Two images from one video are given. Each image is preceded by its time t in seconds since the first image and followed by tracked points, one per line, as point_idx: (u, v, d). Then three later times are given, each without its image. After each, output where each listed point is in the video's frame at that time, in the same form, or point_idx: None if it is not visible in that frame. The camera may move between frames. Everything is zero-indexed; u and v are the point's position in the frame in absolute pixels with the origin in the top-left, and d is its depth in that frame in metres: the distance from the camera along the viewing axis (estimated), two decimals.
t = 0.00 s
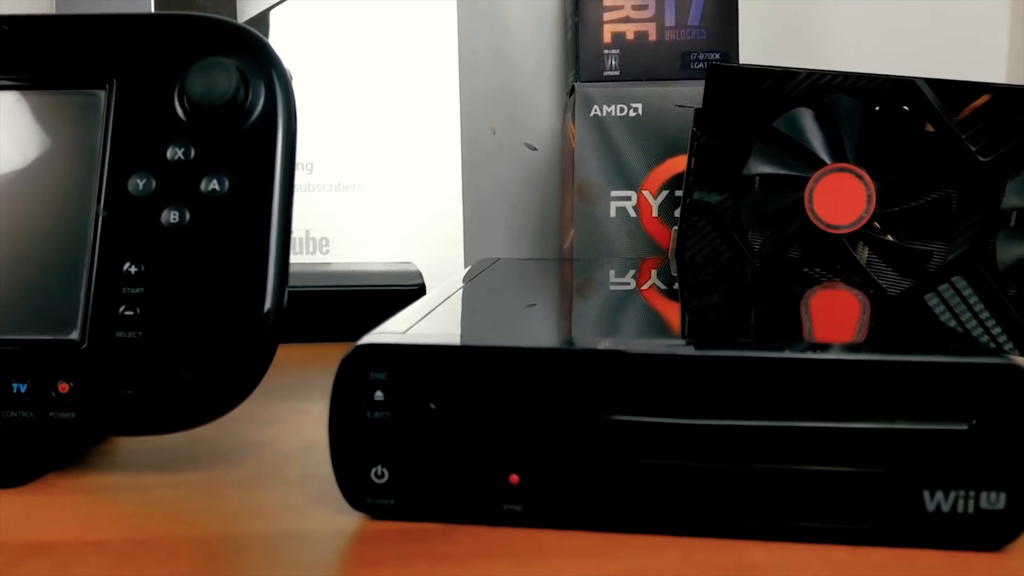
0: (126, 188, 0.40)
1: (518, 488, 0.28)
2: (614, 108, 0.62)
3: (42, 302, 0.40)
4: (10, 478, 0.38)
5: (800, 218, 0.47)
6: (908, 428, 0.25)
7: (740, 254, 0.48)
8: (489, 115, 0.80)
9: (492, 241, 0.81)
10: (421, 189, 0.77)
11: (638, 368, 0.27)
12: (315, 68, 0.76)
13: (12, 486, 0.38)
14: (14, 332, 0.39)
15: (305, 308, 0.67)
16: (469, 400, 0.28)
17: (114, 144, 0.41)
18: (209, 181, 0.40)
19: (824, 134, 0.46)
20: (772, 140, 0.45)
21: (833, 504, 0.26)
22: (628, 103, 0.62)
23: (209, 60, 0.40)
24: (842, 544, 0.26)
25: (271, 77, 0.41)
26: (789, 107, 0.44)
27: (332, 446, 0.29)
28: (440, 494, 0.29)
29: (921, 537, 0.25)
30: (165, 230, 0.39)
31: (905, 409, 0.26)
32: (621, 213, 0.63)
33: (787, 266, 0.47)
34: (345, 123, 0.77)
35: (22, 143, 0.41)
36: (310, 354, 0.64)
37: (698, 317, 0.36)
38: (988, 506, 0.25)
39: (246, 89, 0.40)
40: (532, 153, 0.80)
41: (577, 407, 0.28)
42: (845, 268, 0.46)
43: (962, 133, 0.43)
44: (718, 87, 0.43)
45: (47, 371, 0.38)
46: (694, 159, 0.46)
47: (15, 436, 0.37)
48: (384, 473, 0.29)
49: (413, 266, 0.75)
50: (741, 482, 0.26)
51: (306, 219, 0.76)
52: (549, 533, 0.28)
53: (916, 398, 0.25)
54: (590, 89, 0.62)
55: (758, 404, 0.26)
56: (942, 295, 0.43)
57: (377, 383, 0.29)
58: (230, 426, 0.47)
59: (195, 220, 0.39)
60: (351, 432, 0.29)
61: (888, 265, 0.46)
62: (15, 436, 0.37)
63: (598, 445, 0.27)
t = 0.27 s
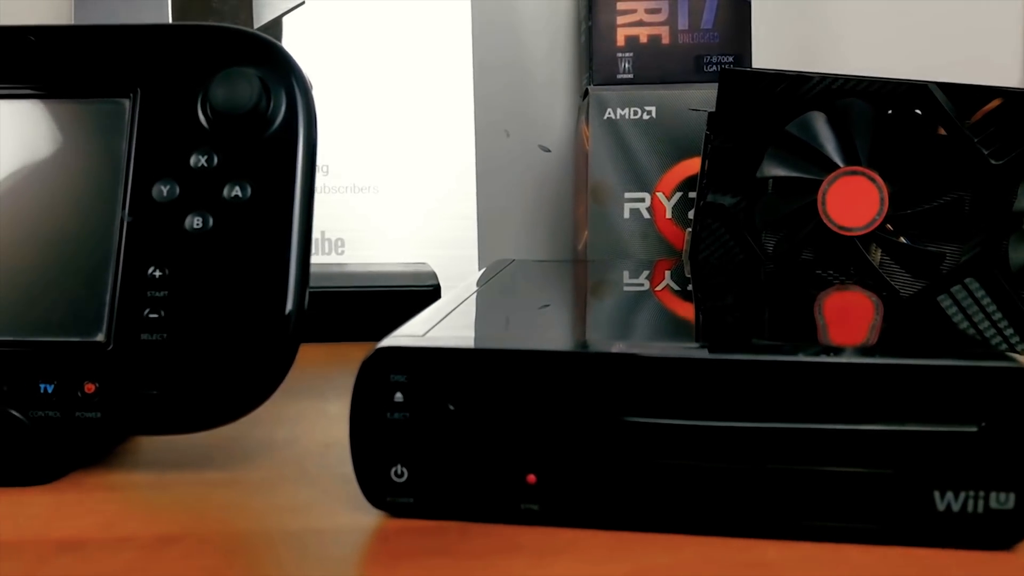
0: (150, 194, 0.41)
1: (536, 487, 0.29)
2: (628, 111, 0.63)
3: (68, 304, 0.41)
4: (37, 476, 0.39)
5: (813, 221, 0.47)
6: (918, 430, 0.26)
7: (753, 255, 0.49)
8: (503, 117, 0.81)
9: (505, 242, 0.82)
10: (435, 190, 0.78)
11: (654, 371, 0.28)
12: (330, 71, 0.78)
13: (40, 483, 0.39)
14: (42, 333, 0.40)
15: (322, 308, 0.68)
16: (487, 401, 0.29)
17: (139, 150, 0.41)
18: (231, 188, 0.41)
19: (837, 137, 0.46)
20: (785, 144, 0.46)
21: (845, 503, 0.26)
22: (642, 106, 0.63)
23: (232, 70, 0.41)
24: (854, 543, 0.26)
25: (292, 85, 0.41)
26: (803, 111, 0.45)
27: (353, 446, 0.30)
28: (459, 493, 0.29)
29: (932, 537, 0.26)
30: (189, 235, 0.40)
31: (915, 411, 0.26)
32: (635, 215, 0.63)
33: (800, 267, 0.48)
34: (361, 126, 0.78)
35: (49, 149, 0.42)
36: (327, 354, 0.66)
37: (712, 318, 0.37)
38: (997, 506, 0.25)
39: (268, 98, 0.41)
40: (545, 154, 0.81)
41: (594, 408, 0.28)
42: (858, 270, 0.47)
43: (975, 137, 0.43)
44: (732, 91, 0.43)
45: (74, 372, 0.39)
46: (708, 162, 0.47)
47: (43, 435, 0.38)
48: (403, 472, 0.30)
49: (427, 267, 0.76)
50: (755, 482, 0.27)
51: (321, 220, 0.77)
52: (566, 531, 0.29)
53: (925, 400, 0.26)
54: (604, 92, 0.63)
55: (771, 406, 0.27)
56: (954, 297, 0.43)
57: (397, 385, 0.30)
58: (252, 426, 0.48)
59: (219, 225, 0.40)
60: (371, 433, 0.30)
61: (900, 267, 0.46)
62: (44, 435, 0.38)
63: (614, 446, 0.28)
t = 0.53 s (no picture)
0: (176, 195, 0.42)
1: (555, 483, 0.29)
2: (643, 113, 0.63)
3: (97, 304, 0.42)
4: (65, 473, 0.40)
5: (828, 223, 0.48)
6: (934, 427, 0.27)
7: (768, 258, 0.49)
8: (519, 119, 0.81)
9: (520, 244, 0.82)
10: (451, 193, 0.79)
11: (671, 368, 0.29)
12: (348, 75, 0.79)
13: (69, 480, 0.40)
14: (70, 333, 0.41)
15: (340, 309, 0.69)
16: (508, 398, 0.30)
17: (164, 152, 0.42)
18: (255, 188, 0.41)
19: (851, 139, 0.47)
20: (799, 146, 0.46)
21: (861, 500, 0.27)
22: (657, 108, 0.63)
23: (256, 71, 0.42)
24: (870, 539, 0.27)
25: (314, 86, 0.42)
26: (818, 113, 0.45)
27: (376, 442, 0.31)
28: (479, 489, 0.30)
29: (946, 532, 0.27)
30: (214, 235, 0.41)
31: (930, 409, 0.27)
32: (650, 217, 0.64)
33: (815, 269, 0.49)
34: (378, 130, 0.79)
35: (77, 152, 0.43)
36: (344, 355, 0.67)
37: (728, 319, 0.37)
38: (1010, 502, 0.26)
39: (291, 99, 0.41)
40: (561, 157, 0.82)
41: (613, 405, 0.29)
42: (873, 271, 0.47)
43: (990, 138, 0.43)
44: (747, 94, 0.43)
45: (102, 370, 0.40)
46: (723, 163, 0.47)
47: (74, 432, 0.39)
48: (425, 468, 0.31)
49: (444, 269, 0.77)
50: (772, 478, 0.28)
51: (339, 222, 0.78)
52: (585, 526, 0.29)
53: (939, 397, 0.27)
54: (619, 95, 0.64)
55: (788, 403, 0.28)
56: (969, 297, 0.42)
57: (419, 382, 0.30)
58: (273, 425, 0.49)
59: (242, 225, 0.41)
60: (394, 429, 0.31)
61: (914, 268, 0.46)
62: (73, 432, 0.39)
63: (633, 443, 0.29)
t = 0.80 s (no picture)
0: (204, 195, 0.42)
1: (575, 478, 0.30)
2: (660, 115, 0.64)
3: (124, 301, 0.42)
4: (96, 467, 0.41)
5: (845, 224, 0.48)
6: (947, 425, 0.27)
7: (785, 258, 0.49)
8: (537, 120, 0.82)
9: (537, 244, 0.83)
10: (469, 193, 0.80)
11: (689, 367, 0.29)
12: (368, 76, 0.80)
13: (100, 473, 0.41)
14: (98, 329, 0.42)
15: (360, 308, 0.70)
16: (529, 395, 0.31)
17: (193, 152, 0.43)
18: (281, 189, 0.41)
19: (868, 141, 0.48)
20: (817, 147, 0.48)
21: (876, 496, 0.28)
22: (674, 109, 0.64)
23: (279, 74, 0.42)
24: (884, 535, 0.27)
25: (339, 88, 0.42)
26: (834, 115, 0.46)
27: (400, 438, 0.32)
28: (501, 484, 0.31)
29: (960, 529, 0.27)
30: (240, 234, 0.41)
31: (944, 407, 0.28)
32: (667, 218, 0.64)
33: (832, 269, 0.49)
34: (397, 131, 0.80)
35: (108, 151, 0.44)
36: (364, 352, 0.68)
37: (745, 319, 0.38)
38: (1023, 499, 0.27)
39: (316, 101, 0.42)
40: (578, 157, 0.82)
41: (632, 403, 0.30)
42: (888, 272, 0.47)
43: (1005, 141, 0.43)
44: (765, 95, 0.44)
45: (132, 366, 0.41)
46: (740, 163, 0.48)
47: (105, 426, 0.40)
48: (447, 463, 0.31)
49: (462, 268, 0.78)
50: (788, 475, 0.28)
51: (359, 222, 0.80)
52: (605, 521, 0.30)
53: (953, 396, 0.28)
54: (636, 96, 0.64)
55: (803, 401, 0.28)
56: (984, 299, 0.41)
57: (442, 379, 0.31)
58: (296, 421, 0.50)
59: (270, 225, 0.41)
60: (417, 425, 0.31)
61: (930, 269, 0.46)
62: (103, 426, 0.40)
63: (651, 440, 0.29)
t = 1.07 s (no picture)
0: (228, 198, 0.43)
1: (594, 477, 0.31)
2: (674, 117, 0.64)
3: (147, 301, 0.42)
4: (121, 463, 0.41)
5: (858, 226, 0.48)
6: (960, 426, 0.28)
7: (799, 261, 0.48)
8: (551, 121, 0.83)
9: (550, 245, 0.84)
10: (482, 194, 0.81)
11: (706, 368, 0.30)
12: (383, 78, 0.81)
13: (124, 469, 0.41)
14: (123, 328, 0.42)
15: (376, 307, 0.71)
16: (548, 395, 0.31)
17: (218, 156, 0.43)
18: (303, 192, 0.42)
19: (882, 146, 0.49)
20: (832, 150, 0.49)
21: (889, 496, 0.28)
22: (688, 111, 0.64)
23: (306, 79, 0.43)
24: (898, 534, 0.28)
25: (360, 92, 0.43)
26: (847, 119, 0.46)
27: (421, 436, 0.32)
28: (520, 482, 0.32)
29: (972, 529, 0.28)
30: (264, 236, 0.42)
31: (956, 409, 0.28)
32: (680, 219, 0.65)
33: (844, 271, 0.48)
34: (412, 132, 0.81)
35: (133, 154, 0.44)
36: (380, 351, 0.69)
37: (759, 320, 0.39)
38: None
39: (339, 106, 0.43)
40: (591, 158, 0.83)
41: (650, 403, 0.30)
42: (901, 275, 0.47)
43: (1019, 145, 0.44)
44: (777, 98, 0.45)
45: (157, 365, 0.41)
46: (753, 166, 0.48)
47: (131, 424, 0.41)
48: (467, 461, 0.32)
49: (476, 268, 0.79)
50: (803, 474, 0.29)
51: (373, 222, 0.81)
52: (622, 519, 0.31)
53: (965, 398, 0.28)
54: (651, 98, 0.65)
55: (818, 402, 0.29)
56: (996, 302, 0.42)
57: (463, 379, 0.32)
58: (315, 419, 0.51)
59: (293, 227, 0.42)
60: (439, 424, 0.32)
61: (942, 272, 0.46)
62: (128, 424, 0.41)
63: (669, 439, 0.30)
